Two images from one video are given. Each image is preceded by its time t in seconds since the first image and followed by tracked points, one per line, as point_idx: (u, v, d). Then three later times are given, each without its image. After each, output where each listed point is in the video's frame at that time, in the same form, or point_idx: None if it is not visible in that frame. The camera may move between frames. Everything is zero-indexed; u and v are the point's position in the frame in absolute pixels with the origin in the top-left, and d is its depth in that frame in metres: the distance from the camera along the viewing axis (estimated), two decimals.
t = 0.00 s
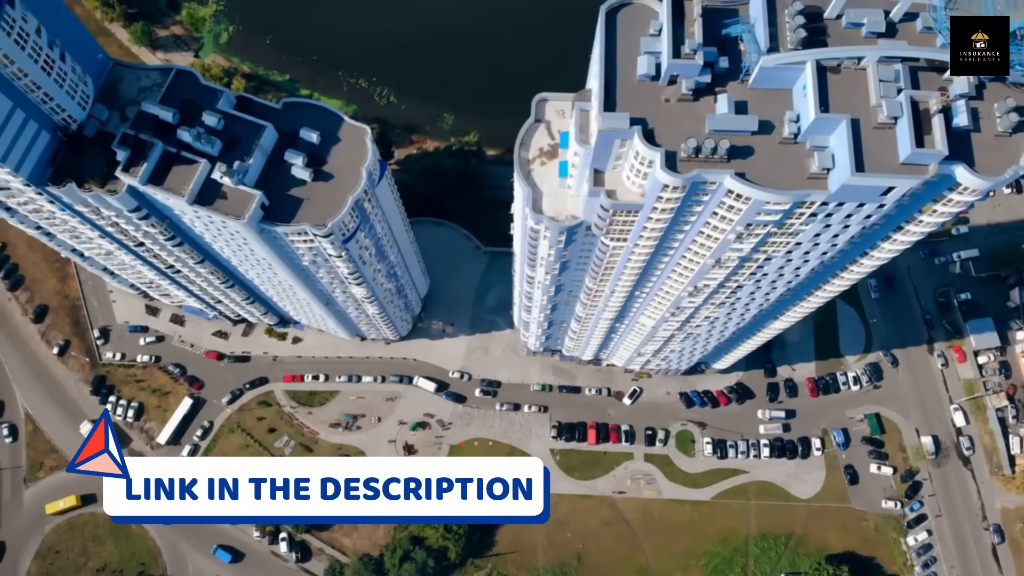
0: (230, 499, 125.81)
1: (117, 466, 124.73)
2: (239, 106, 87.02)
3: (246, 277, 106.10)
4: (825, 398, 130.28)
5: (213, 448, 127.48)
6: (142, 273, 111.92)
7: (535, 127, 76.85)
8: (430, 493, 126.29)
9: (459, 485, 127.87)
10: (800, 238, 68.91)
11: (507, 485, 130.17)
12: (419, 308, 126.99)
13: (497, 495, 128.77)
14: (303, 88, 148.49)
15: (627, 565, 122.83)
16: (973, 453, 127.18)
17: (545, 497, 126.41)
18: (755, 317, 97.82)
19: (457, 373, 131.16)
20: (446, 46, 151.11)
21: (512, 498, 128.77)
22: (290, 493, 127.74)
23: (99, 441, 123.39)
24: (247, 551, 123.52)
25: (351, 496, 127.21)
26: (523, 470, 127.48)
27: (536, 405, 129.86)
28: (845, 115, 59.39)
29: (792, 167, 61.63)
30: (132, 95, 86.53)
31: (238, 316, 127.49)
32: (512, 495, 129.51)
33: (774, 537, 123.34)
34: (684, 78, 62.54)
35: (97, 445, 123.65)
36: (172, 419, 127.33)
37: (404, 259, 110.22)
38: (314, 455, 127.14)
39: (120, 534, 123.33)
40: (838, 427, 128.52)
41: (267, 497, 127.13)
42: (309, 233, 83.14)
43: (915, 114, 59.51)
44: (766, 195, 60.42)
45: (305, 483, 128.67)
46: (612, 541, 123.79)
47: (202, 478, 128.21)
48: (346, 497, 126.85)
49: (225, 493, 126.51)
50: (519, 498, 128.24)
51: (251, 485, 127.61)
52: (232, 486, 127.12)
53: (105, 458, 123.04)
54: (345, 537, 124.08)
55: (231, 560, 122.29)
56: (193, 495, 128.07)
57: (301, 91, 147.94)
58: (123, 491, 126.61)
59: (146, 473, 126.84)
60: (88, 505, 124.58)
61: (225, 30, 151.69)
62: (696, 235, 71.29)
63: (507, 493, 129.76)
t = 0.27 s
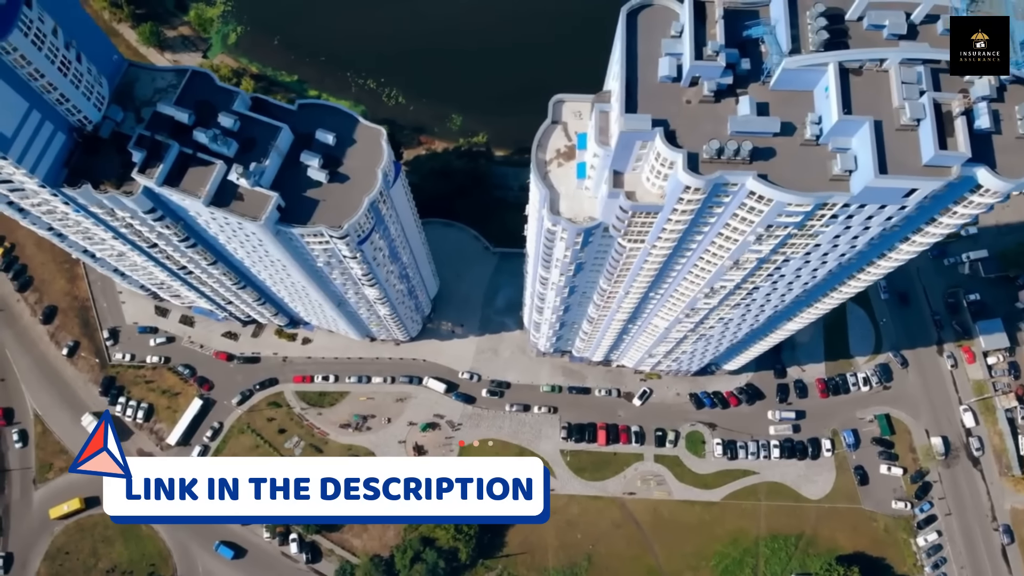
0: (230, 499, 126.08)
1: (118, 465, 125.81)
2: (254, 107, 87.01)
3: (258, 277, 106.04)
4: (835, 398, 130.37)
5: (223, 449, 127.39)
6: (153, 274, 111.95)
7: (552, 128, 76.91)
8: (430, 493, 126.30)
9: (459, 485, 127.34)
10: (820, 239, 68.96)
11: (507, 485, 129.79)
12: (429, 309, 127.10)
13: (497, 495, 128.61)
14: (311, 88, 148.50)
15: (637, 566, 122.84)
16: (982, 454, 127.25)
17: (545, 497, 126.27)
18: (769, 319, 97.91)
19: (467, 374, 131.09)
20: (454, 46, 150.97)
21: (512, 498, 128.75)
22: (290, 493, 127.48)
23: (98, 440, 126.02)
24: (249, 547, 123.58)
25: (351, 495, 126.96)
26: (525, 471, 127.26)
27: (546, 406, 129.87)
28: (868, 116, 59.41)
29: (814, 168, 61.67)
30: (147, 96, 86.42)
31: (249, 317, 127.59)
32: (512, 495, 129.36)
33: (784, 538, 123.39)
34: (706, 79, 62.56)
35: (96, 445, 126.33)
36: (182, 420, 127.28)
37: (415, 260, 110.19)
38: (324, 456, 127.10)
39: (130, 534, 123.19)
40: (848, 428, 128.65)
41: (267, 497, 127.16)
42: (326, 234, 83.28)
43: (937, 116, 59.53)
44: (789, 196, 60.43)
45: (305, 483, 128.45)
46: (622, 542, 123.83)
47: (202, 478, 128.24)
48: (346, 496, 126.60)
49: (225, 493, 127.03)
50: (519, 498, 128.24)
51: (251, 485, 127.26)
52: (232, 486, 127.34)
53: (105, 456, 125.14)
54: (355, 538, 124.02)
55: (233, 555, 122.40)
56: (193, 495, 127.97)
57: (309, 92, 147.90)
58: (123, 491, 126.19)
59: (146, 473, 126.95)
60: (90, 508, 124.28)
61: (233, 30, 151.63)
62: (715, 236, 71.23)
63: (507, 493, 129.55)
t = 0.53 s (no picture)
0: (230, 499, 126.73)
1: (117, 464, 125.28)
2: (274, 108, 86.97)
3: (274, 279, 105.94)
4: (848, 399, 130.53)
5: (236, 451, 127.31)
6: (168, 275, 111.85)
7: (575, 130, 77.01)
8: (430, 493, 127.08)
9: (459, 485, 127.73)
10: (846, 242, 69.02)
11: (507, 485, 130.57)
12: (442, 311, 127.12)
13: (497, 494, 129.34)
14: (322, 90, 148.41)
15: (650, 567, 122.86)
16: (995, 455, 127.25)
17: (545, 497, 127.16)
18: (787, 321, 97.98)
19: (480, 375, 131.01)
20: (464, 48, 150.96)
21: (512, 498, 129.71)
22: (290, 493, 128.07)
23: (97, 440, 125.29)
24: (252, 543, 123.70)
25: (351, 496, 127.21)
26: (524, 471, 127.87)
27: (559, 407, 129.91)
28: (898, 119, 59.46)
29: (843, 171, 61.75)
30: (167, 98, 86.30)
31: (261, 318, 127.55)
32: (512, 495, 130.41)
33: (797, 539, 123.47)
34: (735, 82, 62.62)
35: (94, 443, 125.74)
36: (195, 421, 127.20)
37: (431, 262, 110.17)
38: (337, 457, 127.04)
39: (142, 536, 123.04)
40: (861, 429, 128.80)
41: (267, 497, 127.69)
42: (347, 236, 83.29)
43: (967, 119, 59.61)
44: (818, 199, 60.45)
45: (305, 483, 128.68)
46: (635, 543, 123.88)
47: (203, 478, 128.61)
48: (346, 497, 126.88)
49: (225, 493, 127.59)
50: (518, 498, 129.29)
51: (251, 485, 127.46)
52: (232, 486, 127.89)
53: (103, 455, 124.47)
54: (368, 539, 124.04)
55: (236, 550, 122.32)
56: (193, 495, 128.47)
57: (320, 93, 147.85)
58: (123, 491, 126.66)
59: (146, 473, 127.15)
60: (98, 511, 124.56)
61: (243, 31, 151.61)
62: (740, 239, 71.28)
63: (507, 493, 130.37)
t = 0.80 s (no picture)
0: (231, 499, 125.00)
1: (105, 464, 125.14)
2: (291, 110, 87.00)
3: (287, 280, 105.87)
4: (859, 400, 130.67)
5: (246, 452, 127.22)
6: (180, 276, 111.95)
7: (594, 132, 77.29)
8: (430, 493, 126.13)
9: (459, 485, 127.04)
10: (867, 243, 69.07)
11: (507, 485, 129.46)
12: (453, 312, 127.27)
13: (497, 494, 127.82)
14: (331, 90, 148.30)
15: (661, 568, 122.81)
16: (1005, 456, 127.38)
17: (545, 497, 126.49)
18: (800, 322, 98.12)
19: (490, 376, 130.98)
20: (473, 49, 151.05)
21: (512, 498, 128.32)
22: (290, 493, 126.48)
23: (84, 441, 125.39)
24: (252, 536, 123.92)
25: (351, 496, 126.38)
26: (525, 470, 127.42)
27: (569, 408, 129.97)
28: (923, 121, 59.50)
29: (866, 172, 61.82)
30: (184, 99, 86.25)
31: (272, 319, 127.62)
32: (512, 495, 128.98)
33: (809, 540, 123.50)
34: (759, 84, 62.69)
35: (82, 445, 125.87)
36: (206, 423, 127.13)
37: (443, 263, 110.20)
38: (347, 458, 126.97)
39: (153, 537, 122.79)
40: (871, 430, 128.92)
41: (267, 497, 126.02)
42: (364, 237, 83.36)
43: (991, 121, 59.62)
44: (843, 200, 60.44)
45: (305, 483, 127.59)
46: (646, 544, 123.84)
47: (202, 477, 127.04)
48: (346, 496, 126.02)
49: (225, 493, 126.03)
50: (518, 498, 127.96)
51: (251, 485, 126.43)
52: (232, 486, 126.90)
53: (89, 457, 124.64)
54: (379, 541, 123.96)
55: (237, 546, 122.32)
56: (193, 495, 126.18)
57: (329, 93, 147.74)
58: (123, 490, 125.41)
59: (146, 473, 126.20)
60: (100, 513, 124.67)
61: (252, 32, 151.57)
62: (761, 240, 71.32)
63: (507, 493, 129.01)
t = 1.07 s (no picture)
0: (231, 499, 124.63)
1: (100, 465, 125.32)
2: (309, 111, 86.97)
3: (302, 281, 105.78)
4: (870, 401, 130.77)
5: (258, 453, 127.16)
6: (194, 278, 111.94)
7: (615, 133, 77.32)
8: (430, 493, 126.03)
9: (459, 485, 126.80)
10: (891, 245, 69.09)
11: (508, 485, 129.51)
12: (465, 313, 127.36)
13: (497, 495, 128.00)
14: (341, 91, 148.11)
15: (674, 569, 122.85)
16: (1016, 457, 127.55)
17: (545, 497, 126.56)
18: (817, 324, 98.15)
19: (502, 377, 130.95)
20: (482, 49, 150.95)
21: (512, 498, 128.41)
22: (289, 493, 126.38)
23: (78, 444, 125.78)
24: (258, 534, 123.83)
25: (350, 495, 126.19)
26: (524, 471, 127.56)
27: (581, 409, 130.00)
28: (950, 123, 59.59)
29: (893, 174, 61.91)
30: (203, 100, 86.20)
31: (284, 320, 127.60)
32: (512, 495, 129.05)
33: (821, 541, 123.58)
34: (786, 86, 62.76)
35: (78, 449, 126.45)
36: (217, 424, 127.05)
37: (457, 264, 110.18)
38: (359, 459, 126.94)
39: (165, 538, 122.68)
40: (883, 431, 129.05)
41: (267, 497, 125.83)
42: (383, 239, 83.36)
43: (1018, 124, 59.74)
44: (870, 202, 60.51)
45: (305, 483, 127.44)
46: (658, 546, 123.88)
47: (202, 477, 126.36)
48: (346, 496, 125.78)
49: (225, 493, 125.49)
50: (519, 498, 128.09)
51: (251, 485, 126.63)
52: (232, 486, 126.71)
53: (83, 460, 125.25)
54: (392, 542, 123.97)
55: (240, 541, 122.34)
56: (193, 495, 125.69)
57: (339, 94, 147.55)
58: (123, 491, 125.79)
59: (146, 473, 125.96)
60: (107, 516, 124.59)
61: (261, 33, 151.36)
62: (784, 242, 71.37)
63: (507, 493, 129.10)
